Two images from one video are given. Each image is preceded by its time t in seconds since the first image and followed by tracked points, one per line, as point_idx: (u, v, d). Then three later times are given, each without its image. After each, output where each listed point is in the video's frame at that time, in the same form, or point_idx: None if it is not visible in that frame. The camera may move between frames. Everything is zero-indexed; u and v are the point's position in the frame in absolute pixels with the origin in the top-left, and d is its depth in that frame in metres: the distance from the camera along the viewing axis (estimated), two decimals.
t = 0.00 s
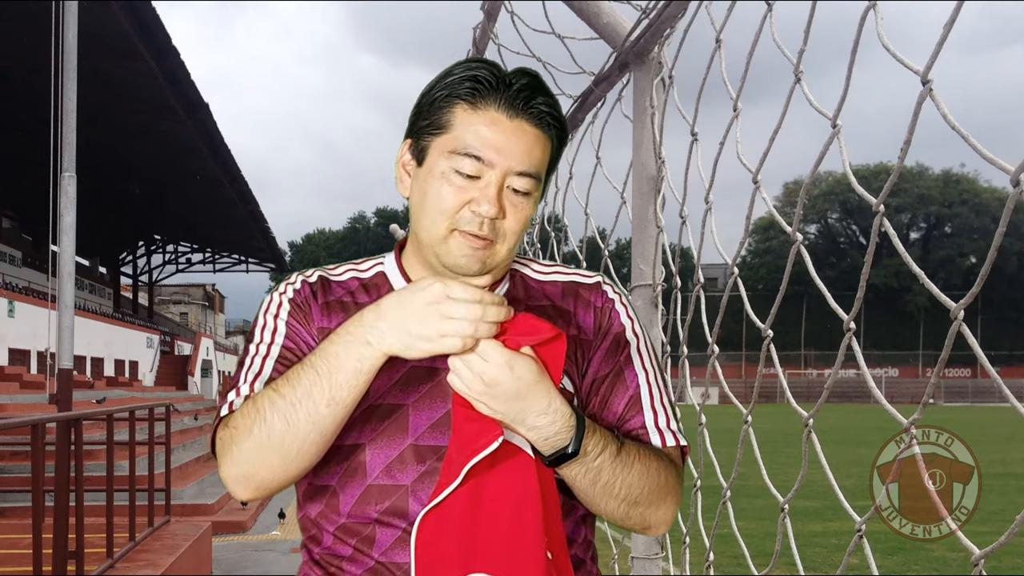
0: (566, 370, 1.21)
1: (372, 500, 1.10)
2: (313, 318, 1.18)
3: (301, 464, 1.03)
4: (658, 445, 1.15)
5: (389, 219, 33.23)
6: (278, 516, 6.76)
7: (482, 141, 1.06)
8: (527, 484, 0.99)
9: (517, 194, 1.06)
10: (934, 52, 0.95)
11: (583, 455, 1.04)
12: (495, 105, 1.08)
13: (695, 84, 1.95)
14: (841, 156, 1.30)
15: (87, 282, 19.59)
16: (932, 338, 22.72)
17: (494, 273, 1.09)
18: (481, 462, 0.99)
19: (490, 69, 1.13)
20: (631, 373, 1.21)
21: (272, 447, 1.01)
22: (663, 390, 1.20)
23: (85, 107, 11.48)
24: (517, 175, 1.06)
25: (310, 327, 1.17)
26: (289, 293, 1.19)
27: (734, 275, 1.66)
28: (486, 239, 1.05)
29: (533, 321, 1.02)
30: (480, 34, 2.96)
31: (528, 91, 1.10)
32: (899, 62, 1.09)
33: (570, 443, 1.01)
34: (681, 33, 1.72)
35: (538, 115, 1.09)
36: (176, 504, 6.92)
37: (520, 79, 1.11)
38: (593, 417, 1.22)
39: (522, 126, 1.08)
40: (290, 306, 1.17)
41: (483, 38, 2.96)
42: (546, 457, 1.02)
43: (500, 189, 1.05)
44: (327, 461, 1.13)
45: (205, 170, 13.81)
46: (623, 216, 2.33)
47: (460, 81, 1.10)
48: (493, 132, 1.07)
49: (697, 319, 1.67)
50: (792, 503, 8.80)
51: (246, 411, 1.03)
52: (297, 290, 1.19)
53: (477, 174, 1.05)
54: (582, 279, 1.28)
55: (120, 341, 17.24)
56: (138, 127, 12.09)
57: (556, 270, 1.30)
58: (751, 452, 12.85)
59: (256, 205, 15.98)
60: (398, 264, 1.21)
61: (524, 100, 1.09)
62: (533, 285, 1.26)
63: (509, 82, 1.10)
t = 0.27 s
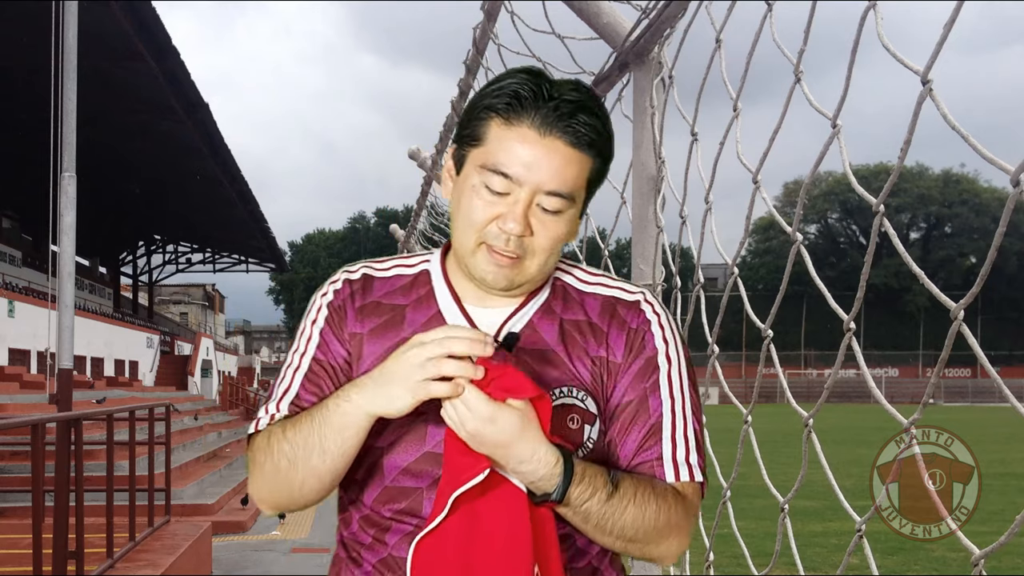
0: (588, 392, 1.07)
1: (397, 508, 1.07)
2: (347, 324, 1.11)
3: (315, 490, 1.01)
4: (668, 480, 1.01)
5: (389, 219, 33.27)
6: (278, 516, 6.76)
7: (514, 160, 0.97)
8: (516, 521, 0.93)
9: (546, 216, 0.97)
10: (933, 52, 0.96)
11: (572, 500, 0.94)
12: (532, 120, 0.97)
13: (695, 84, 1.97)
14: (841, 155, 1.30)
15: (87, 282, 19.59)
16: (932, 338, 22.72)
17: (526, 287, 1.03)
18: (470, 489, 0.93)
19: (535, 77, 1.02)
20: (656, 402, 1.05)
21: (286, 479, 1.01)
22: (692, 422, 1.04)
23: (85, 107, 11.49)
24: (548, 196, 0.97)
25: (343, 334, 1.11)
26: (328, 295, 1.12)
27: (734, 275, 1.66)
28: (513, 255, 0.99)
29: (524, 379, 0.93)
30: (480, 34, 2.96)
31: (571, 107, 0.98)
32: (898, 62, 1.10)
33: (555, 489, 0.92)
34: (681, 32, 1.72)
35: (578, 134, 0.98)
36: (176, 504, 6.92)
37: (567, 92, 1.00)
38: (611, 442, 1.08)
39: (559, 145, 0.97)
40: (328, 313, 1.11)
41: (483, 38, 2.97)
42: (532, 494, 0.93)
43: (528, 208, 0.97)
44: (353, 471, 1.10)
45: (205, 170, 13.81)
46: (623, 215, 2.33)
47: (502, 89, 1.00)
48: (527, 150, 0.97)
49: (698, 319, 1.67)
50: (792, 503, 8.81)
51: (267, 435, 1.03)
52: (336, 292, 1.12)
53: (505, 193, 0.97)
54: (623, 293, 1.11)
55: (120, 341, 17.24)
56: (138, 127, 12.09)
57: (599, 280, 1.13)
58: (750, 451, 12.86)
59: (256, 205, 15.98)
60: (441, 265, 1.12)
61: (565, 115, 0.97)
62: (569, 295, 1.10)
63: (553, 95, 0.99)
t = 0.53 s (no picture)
0: (594, 400, 1.04)
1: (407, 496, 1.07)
2: (378, 309, 1.14)
3: (325, 469, 1.07)
4: (658, 496, 0.97)
5: (389, 220, 33.27)
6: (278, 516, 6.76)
7: (525, 173, 0.96)
8: (493, 524, 0.93)
9: (553, 227, 0.96)
10: (933, 52, 0.96)
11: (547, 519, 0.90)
12: (544, 133, 0.97)
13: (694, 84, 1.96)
14: (842, 156, 1.30)
15: (87, 282, 19.59)
16: (932, 338, 22.70)
17: (538, 293, 1.02)
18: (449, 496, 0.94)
19: (555, 92, 1.01)
20: (658, 418, 1.01)
21: (297, 459, 1.07)
22: (697, 442, 1.00)
23: (85, 107, 11.49)
24: (555, 207, 0.96)
25: (373, 320, 1.13)
26: (364, 283, 1.16)
27: (734, 275, 1.66)
28: (522, 264, 0.99)
29: (484, 413, 0.91)
30: (480, 34, 2.97)
31: (583, 121, 0.97)
32: (898, 62, 1.10)
33: (527, 506, 0.88)
34: (681, 32, 1.72)
35: (590, 147, 0.96)
36: (176, 504, 6.92)
37: (582, 108, 0.99)
38: (613, 452, 1.05)
39: (569, 158, 0.96)
40: (361, 299, 1.15)
41: (483, 38, 2.97)
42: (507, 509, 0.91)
43: (534, 217, 0.96)
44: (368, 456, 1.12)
45: (205, 170, 13.81)
46: (623, 215, 2.33)
47: (518, 103, 1.00)
48: (537, 163, 0.96)
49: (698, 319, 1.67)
50: (792, 503, 8.81)
51: (288, 413, 1.10)
52: (369, 281, 1.15)
53: (514, 203, 0.96)
54: (642, 304, 1.07)
55: (120, 341, 17.24)
56: (138, 127, 12.10)
57: (625, 286, 1.09)
58: (751, 451, 12.86)
59: (256, 205, 15.98)
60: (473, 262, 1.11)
61: (575, 129, 0.96)
62: (590, 298, 1.08)
63: (567, 109, 0.98)
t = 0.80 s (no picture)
0: (583, 379, 1.01)
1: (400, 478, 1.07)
2: (376, 305, 1.13)
3: (332, 460, 1.07)
4: (644, 472, 0.95)
5: (389, 220, 33.27)
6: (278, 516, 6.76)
7: (510, 158, 0.97)
8: (477, 498, 0.93)
9: (541, 207, 0.96)
10: (933, 52, 0.96)
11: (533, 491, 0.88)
12: (527, 119, 0.97)
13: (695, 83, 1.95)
14: (842, 156, 1.30)
15: (87, 282, 19.59)
16: (932, 338, 22.70)
17: (530, 278, 1.01)
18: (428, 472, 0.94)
19: (539, 82, 1.02)
20: (645, 399, 0.98)
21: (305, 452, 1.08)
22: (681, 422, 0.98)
23: (85, 107, 11.49)
24: (541, 188, 0.96)
25: (371, 315, 1.12)
26: (364, 283, 1.15)
27: (734, 275, 1.66)
28: (512, 246, 0.98)
29: (471, 388, 0.91)
30: (480, 34, 2.97)
31: (566, 105, 0.97)
32: (898, 62, 1.10)
33: (514, 479, 0.87)
34: (681, 32, 1.72)
35: (573, 129, 0.97)
36: (176, 504, 6.92)
37: (565, 93, 0.99)
38: (601, 433, 1.01)
39: (554, 141, 0.96)
40: (361, 297, 1.14)
41: (483, 38, 2.97)
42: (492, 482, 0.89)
43: (521, 200, 0.96)
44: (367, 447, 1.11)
45: (205, 170, 13.81)
46: (623, 215, 2.33)
47: (504, 93, 1.01)
48: (522, 146, 0.96)
49: (697, 319, 1.67)
50: (792, 503, 8.81)
51: (293, 409, 1.10)
52: (371, 278, 1.15)
53: (502, 186, 0.96)
54: (629, 295, 1.06)
55: (120, 341, 17.24)
56: (138, 127, 12.10)
57: (610, 281, 1.08)
58: (750, 452, 12.87)
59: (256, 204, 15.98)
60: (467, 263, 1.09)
61: (558, 113, 0.97)
62: (578, 290, 1.05)
63: (550, 95, 0.98)
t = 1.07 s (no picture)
0: (542, 370, 1.04)
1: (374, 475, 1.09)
2: (351, 312, 1.16)
3: (320, 459, 1.11)
4: (601, 452, 0.98)
5: (388, 220, 33.26)
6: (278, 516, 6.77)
7: (457, 167, 1.02)
8: (449, 490, 0.97)
9: (492, 210, 1.01)
10: (933, 52, 0.95)
11: (500, 479, 0.92)
12: (470, 127, 1.02)
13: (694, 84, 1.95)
14: (841, 156, 1.30)
15: (87, 282, 19.58)
16: (932, 338, 22.71)
17: (487, 279, 1.06)
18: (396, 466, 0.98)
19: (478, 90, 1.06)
20: (600, 383, 1.01)
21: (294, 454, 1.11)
22: (635, 406, 1.01)
23: (85, 107, 11.48)
24: (489, 192, 1.01)
25: (347, 321, 1.16)
26: (338, 292, 1.18)
27: (734, 275, 1.66)
28: (468, 248, 1.03)
29: (435, 387, 0.95)
30: (480, 34, 2.96)
31: (502, 111, 1.02)
32: (899, 62, 1.10)
33: (478, 469, 0.91)
34: (681, 32, 1.71)
35: (512, 132, 1.01)
36: (176, 504, 6.92)
37: (502, 98, 1.03)
38: (562, 421, 1.04)
39: (496, 147, 1.01)
40: (337, 305, 1.18)
41: (483, 38, 2.97)
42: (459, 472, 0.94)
43: (471, 204, 1.01)
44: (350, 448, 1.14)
45: (205, 170, 13.81)
46: (623, 216, 2.33)
47: (446, 105, 1.05)
48: (466, 154, 1.02)
49: (697, 319, 1.67)
50: (792, 503, 8.82)
51: (280, 413, 1.13)
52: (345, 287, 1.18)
53: (453, 193, 1.02)
54: (579, 287, 1.07)
55: (120, 341, 17.24)
56: (138, 127, 12.10)
57: (561, 273, 1.09)
58: (751, 452, 12.87)
59: (256, 205, 15.99)
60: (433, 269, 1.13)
61: (497, 118, 1.01)
62: (534, 286, 1.07)
63: (489, 102, 1.03)
